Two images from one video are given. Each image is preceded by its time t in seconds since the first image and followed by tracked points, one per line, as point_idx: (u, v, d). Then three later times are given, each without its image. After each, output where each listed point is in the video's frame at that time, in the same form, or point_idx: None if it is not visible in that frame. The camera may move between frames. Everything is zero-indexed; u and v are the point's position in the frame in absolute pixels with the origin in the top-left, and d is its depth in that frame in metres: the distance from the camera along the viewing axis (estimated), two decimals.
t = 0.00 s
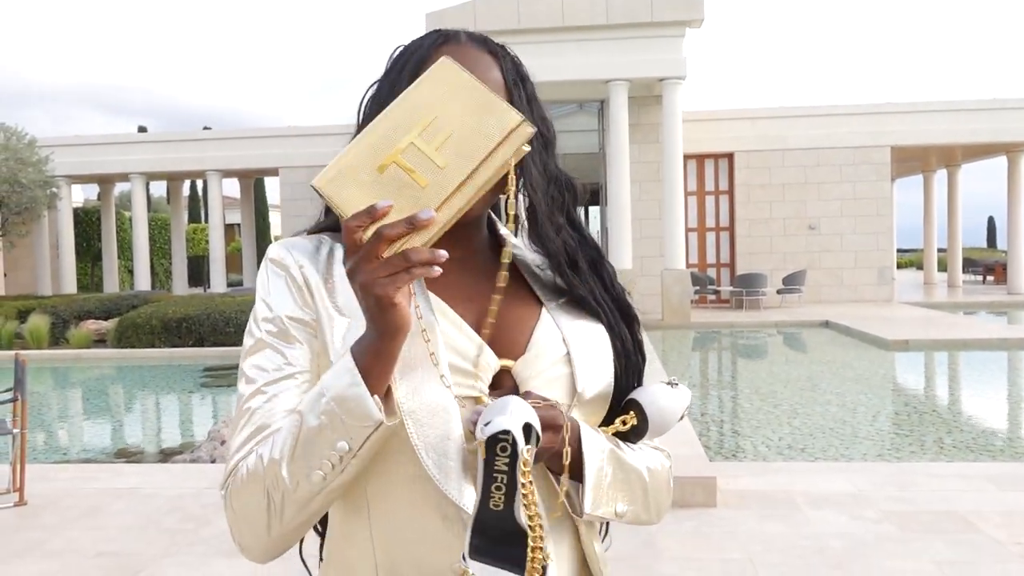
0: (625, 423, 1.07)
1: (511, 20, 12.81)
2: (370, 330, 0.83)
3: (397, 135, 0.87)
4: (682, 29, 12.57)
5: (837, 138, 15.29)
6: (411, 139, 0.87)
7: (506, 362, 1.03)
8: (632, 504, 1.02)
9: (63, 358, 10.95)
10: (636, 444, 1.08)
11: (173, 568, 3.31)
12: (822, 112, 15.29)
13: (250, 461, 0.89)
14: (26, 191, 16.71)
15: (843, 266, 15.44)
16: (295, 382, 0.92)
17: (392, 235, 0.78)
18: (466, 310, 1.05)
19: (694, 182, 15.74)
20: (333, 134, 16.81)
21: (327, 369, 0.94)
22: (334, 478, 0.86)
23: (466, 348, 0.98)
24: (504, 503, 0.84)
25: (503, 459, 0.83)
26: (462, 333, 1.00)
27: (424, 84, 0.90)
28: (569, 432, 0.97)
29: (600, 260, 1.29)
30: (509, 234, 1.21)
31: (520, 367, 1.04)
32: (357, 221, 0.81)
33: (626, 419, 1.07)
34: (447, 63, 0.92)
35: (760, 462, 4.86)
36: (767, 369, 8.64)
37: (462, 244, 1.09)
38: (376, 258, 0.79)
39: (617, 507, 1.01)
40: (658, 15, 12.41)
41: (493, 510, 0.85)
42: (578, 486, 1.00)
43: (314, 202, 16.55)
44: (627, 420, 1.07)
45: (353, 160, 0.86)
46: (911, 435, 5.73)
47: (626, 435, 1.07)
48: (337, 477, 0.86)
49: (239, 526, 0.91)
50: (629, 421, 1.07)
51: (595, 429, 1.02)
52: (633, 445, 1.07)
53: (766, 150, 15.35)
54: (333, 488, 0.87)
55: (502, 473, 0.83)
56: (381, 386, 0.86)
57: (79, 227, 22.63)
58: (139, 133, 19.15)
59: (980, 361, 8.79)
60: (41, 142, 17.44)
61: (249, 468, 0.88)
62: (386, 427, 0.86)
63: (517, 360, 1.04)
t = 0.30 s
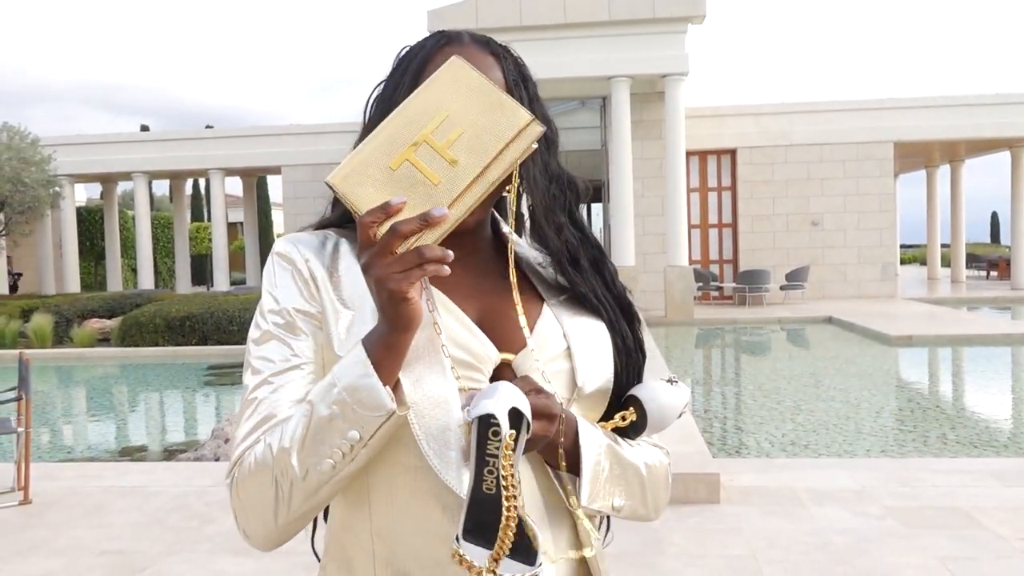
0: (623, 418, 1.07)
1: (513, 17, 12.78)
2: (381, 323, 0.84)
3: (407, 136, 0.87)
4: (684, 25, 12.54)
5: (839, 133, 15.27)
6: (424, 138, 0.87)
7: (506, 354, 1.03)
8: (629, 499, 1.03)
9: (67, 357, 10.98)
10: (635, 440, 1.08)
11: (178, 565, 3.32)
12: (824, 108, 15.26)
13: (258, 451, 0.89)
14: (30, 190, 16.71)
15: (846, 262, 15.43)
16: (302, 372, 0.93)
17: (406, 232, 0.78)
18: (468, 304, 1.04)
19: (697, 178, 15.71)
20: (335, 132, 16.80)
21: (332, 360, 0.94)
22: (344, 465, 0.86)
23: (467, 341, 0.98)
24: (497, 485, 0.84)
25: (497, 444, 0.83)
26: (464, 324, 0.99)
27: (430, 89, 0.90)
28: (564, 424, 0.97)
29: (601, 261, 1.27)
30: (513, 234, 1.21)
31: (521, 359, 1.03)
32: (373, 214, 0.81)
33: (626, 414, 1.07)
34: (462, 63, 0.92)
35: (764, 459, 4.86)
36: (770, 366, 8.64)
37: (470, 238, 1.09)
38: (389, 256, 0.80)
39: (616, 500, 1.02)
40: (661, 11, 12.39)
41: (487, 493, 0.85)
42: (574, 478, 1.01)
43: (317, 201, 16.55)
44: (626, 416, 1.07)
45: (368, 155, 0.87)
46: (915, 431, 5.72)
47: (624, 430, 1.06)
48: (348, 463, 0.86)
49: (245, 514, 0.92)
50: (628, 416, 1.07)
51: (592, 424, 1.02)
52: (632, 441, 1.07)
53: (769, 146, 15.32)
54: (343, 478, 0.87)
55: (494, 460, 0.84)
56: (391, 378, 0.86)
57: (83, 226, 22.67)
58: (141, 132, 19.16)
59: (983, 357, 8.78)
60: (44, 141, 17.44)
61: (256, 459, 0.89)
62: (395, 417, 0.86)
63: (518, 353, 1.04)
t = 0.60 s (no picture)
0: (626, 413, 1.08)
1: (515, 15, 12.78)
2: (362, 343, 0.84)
3: (455, 183, 0.90)
4: (686, 23, 12.54)
5: (842, 131, 15.25)
6: (469, 190, 0.90)
7: (507, 354, 1.03)
8: (633, 492, 1.04)
9: (71, 356, 10.99)
10: (637, 436, 1.09)
11: (181, 564, 3.32)
12: (827, 106, 15.24)
13: (252, 449, 0.92)
14: (33, 190, 16.73)
15: (849, 260, 15.40)
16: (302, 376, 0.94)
17: (416, 255, 0.81)
18: (472, 301, 1.04)
19: (699, 175, 15.73)
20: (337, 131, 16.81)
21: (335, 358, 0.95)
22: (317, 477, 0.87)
23: (469, 340, 0.98)
24: (518, 483, 0.85)
25: (519, 445, 0.84)
26: (468, 324, 0.99)
27: (502, 159, 0.92)
28: (577, 423, 0.98)
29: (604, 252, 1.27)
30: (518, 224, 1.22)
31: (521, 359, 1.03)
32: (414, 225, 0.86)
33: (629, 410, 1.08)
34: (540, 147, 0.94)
35: (767, 457, 4.85)
36: (773, 364, 8.63)
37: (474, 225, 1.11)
38: (387, 274, 0.82)
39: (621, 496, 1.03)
40: (663, 10, 12.42)
41: (505, 492, 0.85)
42: (582, 475, 1.01)
43: (319, 199, 16.55)
44: (629, 412, 1.08)
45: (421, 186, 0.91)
46: (918, 429, 5.71)
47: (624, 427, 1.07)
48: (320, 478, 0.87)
49: (239, 507, 0.95)
50: (632, 410, 1.08)
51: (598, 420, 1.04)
52: (636, 436, 1.08)
53: (771, 144, 15.30)
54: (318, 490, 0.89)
55: (517, 454, 0.84)
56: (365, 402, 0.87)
57: (86, 226, 22.70)
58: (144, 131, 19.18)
59: (986, 354, 8.76)
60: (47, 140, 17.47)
61: (250, 455, 0.92)
62: (357, 441, 0.86)
63: (519, 353, 1.04)
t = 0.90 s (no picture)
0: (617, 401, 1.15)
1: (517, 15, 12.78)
2: (357, 405, 0.97)
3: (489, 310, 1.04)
4: (688, 22, 12.54)
5: (844, 130, 15.22)
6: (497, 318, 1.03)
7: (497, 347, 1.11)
8: (624, 480, 1.10)
9: (74, 356, 11.01)
10: (627, 423, 1.16)
11: (184, 564, 3.33)
12: (829, 104, 15.22)
13: (244, 441, 1.05)
14: (37, 190, 16.76)
15: (853, 259, 15.38)
16: (295, 376, 1.06)
17: (421, 334, 0.93)
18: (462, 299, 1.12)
19: (701, 175, 15.71)
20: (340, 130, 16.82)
21: (327, 360, 1.06)
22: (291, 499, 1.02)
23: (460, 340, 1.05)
24: (518, 494, 0.88)
25: (521, 464, 0.88)
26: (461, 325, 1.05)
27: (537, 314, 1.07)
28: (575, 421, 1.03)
29: (590, 240, 1.30)
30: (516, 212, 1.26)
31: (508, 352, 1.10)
32: (442, 313, 0.99)
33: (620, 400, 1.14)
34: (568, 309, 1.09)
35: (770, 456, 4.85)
36: (776, 363, 8.62)
37: (468, 227, 1.19)
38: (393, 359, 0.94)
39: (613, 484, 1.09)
40: (664, 9, 12.43)
41: (503, 502, 0.88)
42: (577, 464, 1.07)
43: (322, 200, 16.57)
44: (619, 403, 1.15)
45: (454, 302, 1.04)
46: (921, 427, 5.71)
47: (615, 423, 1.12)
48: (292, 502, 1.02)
49: (227, 481, 1.07)
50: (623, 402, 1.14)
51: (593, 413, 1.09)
52: (625, 425, 1.15)
53: (774, 143, 15.28)
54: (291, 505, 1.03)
55: (521, 471, 0.88)
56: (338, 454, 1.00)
57: (89, 225, 22.74)
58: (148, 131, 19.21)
59: (990, 353, 8.74)
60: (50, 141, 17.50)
61: (243, 449, 1.05)
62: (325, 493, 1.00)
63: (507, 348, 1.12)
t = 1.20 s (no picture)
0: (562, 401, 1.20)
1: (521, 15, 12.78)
2: (335, 411, 1.02)
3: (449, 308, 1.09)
4: (692, 23, 12.55)
5: (848, 131, 15.18)
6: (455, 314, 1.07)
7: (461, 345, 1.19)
8: (577, 463, 1.16)
9: (78, 355, 11.03)
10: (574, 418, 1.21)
11: (188, 562, 3.34)
12: (833, 105, 15.20)
13: (233, 436, 1.11)
14: (41, 188, 16.77)
15: (856, 260, 15.36)
16: (277, 374, 1.12)
17: (389, 348, 0.98)
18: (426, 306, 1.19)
19: (705, 176, 15.68)
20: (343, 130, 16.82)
21: (303, 362, 1.12)
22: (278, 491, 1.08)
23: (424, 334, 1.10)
24: (489, 465, 1.03)
25: (496, 431, 1.02)
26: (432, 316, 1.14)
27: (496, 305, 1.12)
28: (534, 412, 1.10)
29: (545, 266, 1.33)
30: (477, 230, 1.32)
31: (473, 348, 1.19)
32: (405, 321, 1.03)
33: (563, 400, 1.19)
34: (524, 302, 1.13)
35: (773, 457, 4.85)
36: (778, 364, 8.61)
37: (438, 250, 1.25)
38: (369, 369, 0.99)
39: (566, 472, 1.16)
40: (669, 10, 12.43)
41: (478, 472, 1.03)
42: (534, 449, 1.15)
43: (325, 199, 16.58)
44: (564, 399, 1.20)
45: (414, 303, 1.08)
46: (924, 429, 5.70)
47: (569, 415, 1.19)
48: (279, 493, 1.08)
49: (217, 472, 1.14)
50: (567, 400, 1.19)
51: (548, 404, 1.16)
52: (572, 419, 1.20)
53: (778, 144, 15.26)
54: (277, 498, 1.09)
55: (495, 442, 1.02)
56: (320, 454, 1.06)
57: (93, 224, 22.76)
58: (152, 130, 19.26)
59: (994, 355, 8.72)
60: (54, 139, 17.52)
61: (232, 442, 1.11)
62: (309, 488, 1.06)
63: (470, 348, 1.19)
